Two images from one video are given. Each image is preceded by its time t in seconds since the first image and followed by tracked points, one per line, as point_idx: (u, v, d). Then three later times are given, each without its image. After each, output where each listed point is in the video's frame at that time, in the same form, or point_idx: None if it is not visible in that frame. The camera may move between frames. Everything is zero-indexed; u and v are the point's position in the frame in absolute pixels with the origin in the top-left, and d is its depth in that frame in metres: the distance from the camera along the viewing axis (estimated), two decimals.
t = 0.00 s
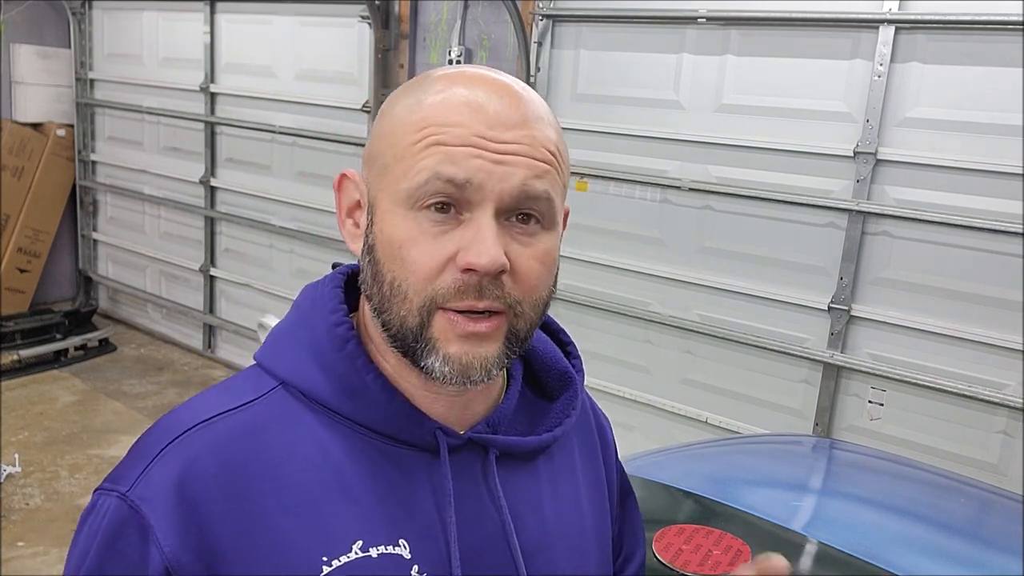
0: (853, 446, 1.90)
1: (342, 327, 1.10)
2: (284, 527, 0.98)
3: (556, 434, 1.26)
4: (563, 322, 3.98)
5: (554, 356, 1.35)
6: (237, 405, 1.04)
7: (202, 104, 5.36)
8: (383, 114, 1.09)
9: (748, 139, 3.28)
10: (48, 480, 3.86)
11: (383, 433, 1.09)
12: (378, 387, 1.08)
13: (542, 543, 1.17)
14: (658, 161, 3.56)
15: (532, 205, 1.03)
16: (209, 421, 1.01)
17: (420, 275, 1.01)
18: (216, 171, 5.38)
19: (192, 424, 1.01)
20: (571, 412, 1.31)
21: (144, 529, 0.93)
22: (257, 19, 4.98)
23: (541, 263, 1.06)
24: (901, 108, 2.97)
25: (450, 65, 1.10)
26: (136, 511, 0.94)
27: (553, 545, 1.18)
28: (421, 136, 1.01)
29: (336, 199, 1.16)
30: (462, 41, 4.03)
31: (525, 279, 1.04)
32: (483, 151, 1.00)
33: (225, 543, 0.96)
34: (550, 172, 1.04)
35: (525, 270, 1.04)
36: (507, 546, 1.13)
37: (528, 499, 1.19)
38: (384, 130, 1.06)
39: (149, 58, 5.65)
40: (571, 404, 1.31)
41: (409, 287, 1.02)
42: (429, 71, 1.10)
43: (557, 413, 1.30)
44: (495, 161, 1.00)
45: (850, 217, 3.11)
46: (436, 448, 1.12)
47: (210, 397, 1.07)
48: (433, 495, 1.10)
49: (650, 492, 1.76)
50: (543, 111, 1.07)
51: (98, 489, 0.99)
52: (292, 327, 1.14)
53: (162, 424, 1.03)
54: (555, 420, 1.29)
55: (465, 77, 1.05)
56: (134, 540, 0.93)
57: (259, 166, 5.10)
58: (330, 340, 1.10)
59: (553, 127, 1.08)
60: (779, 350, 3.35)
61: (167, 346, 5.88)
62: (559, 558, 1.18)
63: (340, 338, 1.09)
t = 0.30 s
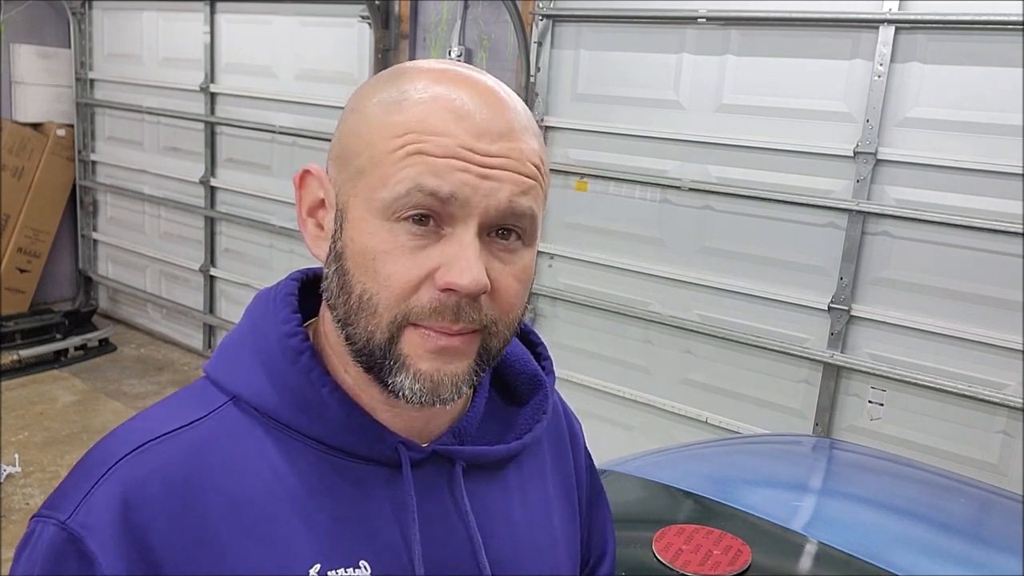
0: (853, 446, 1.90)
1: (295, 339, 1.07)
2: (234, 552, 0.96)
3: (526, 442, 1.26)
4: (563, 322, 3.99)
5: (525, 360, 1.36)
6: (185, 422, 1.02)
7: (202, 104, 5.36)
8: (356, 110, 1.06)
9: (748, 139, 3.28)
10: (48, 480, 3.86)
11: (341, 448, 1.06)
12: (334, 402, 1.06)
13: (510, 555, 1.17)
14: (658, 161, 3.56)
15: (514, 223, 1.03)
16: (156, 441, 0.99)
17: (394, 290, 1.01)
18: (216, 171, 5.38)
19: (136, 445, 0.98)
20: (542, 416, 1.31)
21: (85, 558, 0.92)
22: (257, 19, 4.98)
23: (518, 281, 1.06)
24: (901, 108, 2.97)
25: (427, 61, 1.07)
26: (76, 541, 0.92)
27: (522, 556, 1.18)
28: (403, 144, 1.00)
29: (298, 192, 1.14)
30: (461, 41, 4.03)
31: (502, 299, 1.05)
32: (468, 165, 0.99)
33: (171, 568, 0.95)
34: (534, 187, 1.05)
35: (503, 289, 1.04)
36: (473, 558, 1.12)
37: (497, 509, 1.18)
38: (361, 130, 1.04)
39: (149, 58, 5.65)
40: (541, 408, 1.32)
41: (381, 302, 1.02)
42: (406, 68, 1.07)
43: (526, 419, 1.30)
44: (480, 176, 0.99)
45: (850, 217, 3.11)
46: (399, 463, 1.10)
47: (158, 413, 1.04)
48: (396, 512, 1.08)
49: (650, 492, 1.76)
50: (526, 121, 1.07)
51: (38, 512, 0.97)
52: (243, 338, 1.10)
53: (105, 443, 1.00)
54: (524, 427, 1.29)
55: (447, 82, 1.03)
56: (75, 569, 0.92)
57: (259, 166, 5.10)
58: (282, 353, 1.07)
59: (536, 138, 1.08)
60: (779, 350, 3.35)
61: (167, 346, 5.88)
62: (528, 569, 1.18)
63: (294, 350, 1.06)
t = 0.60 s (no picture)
0: (853, 446, 1.89)
1: (239, 343, 1.07)
2: (171, 566, 0.95)
3: (481, 448, 1.25)
4: (563, 323, 3.99)
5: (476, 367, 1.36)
6: (118, 433, 1.01)
7: (202, 104, 5.36)
8: (337, 96, 1.07)
9: (748, 139, 3.28)
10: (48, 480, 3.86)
11: (284, 457, 1.06)
12: (279, 410, 1.06)
13: (465, 563, 1.17)
14: (658, 161, 3.56)
15: (496, 212, 1.07)
16: (85, 453, 0.98)
17: (385, 266, 1.00)
18: (216, 171, 5.38)
19: (64, 458, 0.97)
20: (496, 421, 1.30)
21: None
22: (257, 19, 4.98)
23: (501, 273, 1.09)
24: (901, 107, 2.97)
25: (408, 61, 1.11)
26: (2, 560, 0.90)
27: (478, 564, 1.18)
28: (400, 124, 1.01)
29: (265, 180, 1.13)
30: (462, 40, 4.00)
31: (486, 285, 1.07)
32: (466, 147, 1.02)
33: None
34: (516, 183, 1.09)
35: (488, 277, 1.07)
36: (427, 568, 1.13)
37: (452, 516, 1.18)
38: (349, 113, 1.05)
39: (149, 58, 5.65)
40: (496, 413, 1.32)
41: (369, 279, 1.00)
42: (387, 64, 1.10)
43: (482, 426, 1.30)
44: (477, 160, 1.02)
45: (850, 217, 3.10)
46: (348, 472, 1.11)
47: (88, 425, 1.03)
48: (343, 522, 1.08)
49: (649, 492, 1.76)
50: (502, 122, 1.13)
51: None
52: (181, 346, 1.10)
53: (34, 459, 0.99)
54: (479, 433, 1.28)
55: (433, 77, 1.07)
56: None
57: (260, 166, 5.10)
58: (222, 359, 1.07)
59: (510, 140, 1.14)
60: (779, 350, 3.35)
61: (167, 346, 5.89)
62: None
63: (236, 356, 1.06)
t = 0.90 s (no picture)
0: (853, 446, 1.90)
1: (219, 342, 1.07)
2: (145, 564, 0.94)
3: (462, 454, 1.27)
4: (562, 323, 3.99)
5: (462, 375, 1.39)
6: (94, 429, 1.00)
7: (202, 104, 5.36)
8: (332, 101, 1.07)
9: (748, 139, 3.28)
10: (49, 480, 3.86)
11: (261, 457, 1.07)
12: (256, 411, 1.06)
13: (438, 566, 1.17)
14: (658, 161, 3.56)
15: (485, 230, 1.07)
16: (60, 447, 0.97)
17: (368, 280, 1.00)
18: (216, 171, 5.38)
19: (40, 452, 0.96)
20: (480, 428, 1.33)
21: None
22: (257, 19, 4.98)
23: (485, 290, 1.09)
24: (901, 108, 2.97)
25: (408, 69, 1.10)
26: None
27: (454, 568, 1.18)
28: (394, 136, 1.01)
29: (255, 179, 1.12)
30: (462, 41, 3.97)
31: (469, 304, 1.07)
32: (457, 164, 1.01)
33: None
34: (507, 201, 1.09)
35: (472, 295, 1.07)
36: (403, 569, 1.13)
37: (428, 520, 1.20)
38: (345, 119, 1.04)
39: (149, 58, 5.65)
40: (480, 420, 1.34)
41: (351, 291, 1.01)
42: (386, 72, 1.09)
43: (465, 433, 1.32)
44: (468, 178, 1.02)
45: (850, 217, 3.11)
46: (324, 472, 1.11)
47: (66, 421, 1.02)
48: (318, 524, 1.09)
49: (648, 492, 1.76)
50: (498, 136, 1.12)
51: None
52: (162, 343, 1.10)
53: (10, 452, 0.98)
54: (460, 441, 1.30)
55: (431, 89, 1.07)
56: None
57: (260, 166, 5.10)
58: (202, 357, 1.07)
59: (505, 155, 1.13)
60: (779, 351, 3.35)
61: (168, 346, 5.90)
62: None
63: (215, 355, 1.06)
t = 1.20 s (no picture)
0: (853, 446, 1.89)
1: (228, 344, 1.03)
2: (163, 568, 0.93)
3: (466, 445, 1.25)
4: (563, 323, 3.99)
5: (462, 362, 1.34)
6: (104, 434, 0.98)
7: (202, 104, 5.36)
8: (446, 166, 0.91)
9: (748, 139, 3.28)
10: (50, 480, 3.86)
11: (273, 456, 1.04)
12: (267, 412, 1.02)
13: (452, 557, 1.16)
14: (657, 161, 3.56)
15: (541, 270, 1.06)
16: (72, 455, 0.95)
17: (479, 359, 0.97)
18: (216, 171, 5.38)
19: (55, 459, 0.94)
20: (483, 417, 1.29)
21: None
22: (257, 19, 4.98)
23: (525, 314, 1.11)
24: (901, 108, 2.97)
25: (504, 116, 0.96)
26: None
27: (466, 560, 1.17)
28: (524, 225, 0.91)
29: (342, 238, 0.94)
30: (462, 40, 4.02)
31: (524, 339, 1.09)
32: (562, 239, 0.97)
33: None
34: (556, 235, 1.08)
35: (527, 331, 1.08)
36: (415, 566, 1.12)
37: (439, 513, 1.18)
38: (468, 196, 0.91)
39: (149, 58, 5.65)
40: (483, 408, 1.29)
41: (461, 369, 0.97)
42: (495, 121, 0.95)
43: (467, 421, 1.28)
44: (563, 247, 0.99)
45: (850, 217, 3.11)
46: (335, 469, 1.08)
47: (80, 423, 1.00)
48: (331, 520, 1.07)
49: (648, 492, 1.76)
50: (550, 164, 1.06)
51: None
52: (171, 343, 1.06)
53: (26, 456, 0.97)
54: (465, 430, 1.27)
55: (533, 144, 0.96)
56: None
57: (260, 166, 5.10)
58: (211, 359, 1.03)
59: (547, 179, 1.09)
60: (779, 351, 3.34)
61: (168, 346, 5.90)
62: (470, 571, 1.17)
63: (224, 357, 1.02)
